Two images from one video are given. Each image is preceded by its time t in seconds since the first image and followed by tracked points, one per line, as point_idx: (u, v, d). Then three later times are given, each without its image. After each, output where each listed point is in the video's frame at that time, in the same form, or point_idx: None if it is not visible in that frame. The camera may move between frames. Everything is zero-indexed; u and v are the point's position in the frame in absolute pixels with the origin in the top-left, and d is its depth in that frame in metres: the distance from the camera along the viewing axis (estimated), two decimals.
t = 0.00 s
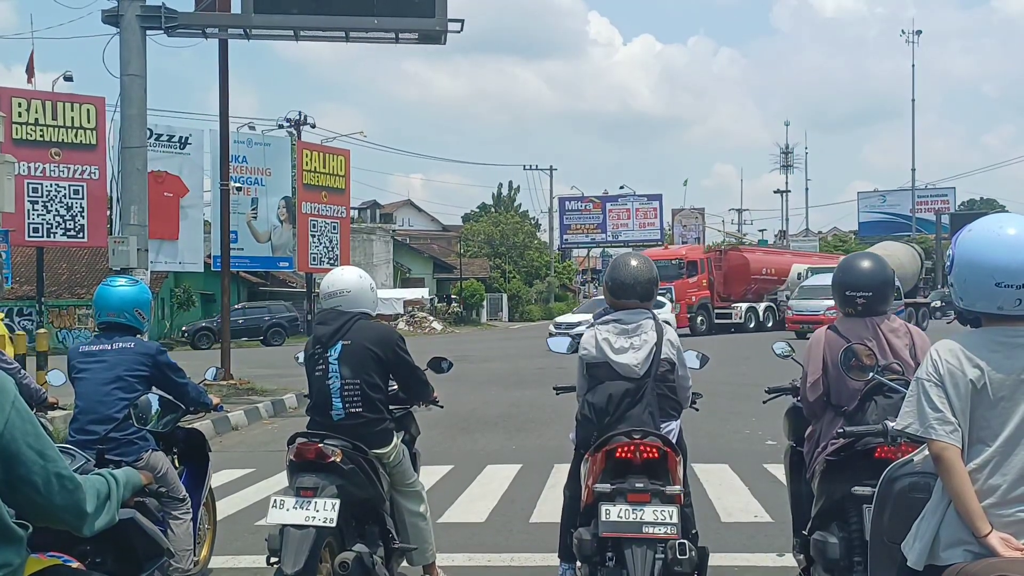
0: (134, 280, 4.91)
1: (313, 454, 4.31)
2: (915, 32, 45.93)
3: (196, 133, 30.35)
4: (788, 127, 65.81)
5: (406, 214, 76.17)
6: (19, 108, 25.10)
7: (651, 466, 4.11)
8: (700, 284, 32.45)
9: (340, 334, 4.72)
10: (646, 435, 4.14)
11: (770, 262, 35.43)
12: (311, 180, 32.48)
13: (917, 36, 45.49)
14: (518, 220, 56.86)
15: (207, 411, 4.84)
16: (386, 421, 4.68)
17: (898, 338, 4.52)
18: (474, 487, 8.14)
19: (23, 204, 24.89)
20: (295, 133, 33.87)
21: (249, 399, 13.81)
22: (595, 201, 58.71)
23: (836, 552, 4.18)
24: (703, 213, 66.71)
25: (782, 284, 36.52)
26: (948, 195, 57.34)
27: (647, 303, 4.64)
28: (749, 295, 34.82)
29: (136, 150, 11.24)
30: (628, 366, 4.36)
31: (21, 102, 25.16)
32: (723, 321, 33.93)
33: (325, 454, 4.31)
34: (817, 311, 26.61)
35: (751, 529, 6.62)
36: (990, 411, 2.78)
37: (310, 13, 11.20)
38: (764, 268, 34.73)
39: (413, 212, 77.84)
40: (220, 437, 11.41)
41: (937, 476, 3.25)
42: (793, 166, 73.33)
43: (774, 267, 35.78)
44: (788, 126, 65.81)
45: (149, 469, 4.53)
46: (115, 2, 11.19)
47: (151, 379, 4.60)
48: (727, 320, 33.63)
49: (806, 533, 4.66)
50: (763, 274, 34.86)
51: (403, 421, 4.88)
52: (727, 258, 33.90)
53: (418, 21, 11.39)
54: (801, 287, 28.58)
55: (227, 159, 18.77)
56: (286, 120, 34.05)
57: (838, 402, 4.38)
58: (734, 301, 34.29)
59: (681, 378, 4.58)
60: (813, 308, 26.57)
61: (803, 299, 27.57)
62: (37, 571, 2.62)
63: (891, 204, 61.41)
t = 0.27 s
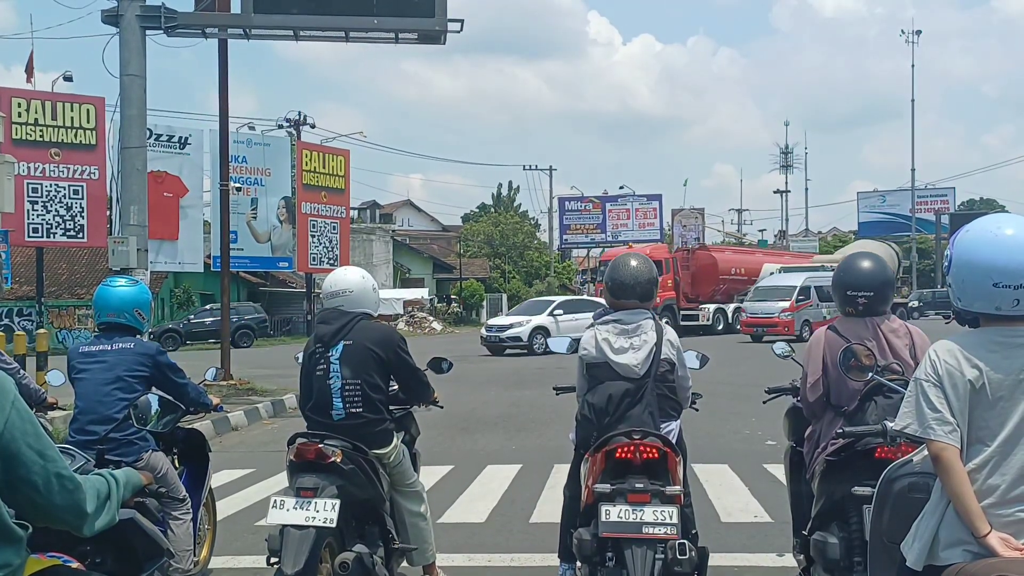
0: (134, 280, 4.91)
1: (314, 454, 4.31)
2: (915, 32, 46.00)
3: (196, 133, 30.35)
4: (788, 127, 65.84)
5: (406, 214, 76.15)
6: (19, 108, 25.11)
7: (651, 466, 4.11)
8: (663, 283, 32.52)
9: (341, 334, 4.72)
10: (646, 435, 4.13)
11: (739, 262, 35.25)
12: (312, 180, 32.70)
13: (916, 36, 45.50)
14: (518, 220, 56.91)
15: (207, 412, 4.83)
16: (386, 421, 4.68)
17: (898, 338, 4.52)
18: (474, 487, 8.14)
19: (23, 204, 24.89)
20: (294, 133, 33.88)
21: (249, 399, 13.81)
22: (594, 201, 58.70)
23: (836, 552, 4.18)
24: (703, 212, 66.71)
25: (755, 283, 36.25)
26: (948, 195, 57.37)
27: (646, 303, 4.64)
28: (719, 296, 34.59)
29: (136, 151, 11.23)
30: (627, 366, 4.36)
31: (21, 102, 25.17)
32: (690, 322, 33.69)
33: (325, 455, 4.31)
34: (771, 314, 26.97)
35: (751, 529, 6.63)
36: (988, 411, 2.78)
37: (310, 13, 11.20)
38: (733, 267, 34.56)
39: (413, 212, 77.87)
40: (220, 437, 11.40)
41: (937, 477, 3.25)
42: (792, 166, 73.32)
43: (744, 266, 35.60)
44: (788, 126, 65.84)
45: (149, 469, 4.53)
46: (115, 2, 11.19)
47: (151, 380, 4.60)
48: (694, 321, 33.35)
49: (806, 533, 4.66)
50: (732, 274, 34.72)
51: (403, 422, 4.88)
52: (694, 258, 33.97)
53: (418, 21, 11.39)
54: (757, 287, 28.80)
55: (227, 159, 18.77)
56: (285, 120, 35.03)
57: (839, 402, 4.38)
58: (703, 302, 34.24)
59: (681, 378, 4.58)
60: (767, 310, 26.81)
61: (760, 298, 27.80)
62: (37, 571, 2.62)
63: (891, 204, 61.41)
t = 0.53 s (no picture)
0: (134, 280, 4.91)
1: (313, 454, 4.31)
2: (915, 32, 46.05)
3: (196, 132, 30.36)
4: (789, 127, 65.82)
5: (405, 213, 76.12)
6: (18, 108, 25.11)
7: (651, 466, 4.11)
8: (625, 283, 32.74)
9: (342, 334, 4.72)
10: (646, 435, 4.13)
11: (705, 262, 35.20)
12: (311, 180, 32.77)
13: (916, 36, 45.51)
14: (518, 220, 56.96)
15: (207, 412, 4.83)
16: (385, 421, 4.68)
17: (899, 339, 4.52)
18: (474, 487, 8.14)
19: (23, 204, 24.90)
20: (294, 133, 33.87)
21: (249, 399, 13.81)
22: (594, 201, 58.68)
23: (835, 553, 4.18)
24: (703, 212, 66.71)
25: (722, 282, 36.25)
26: (948, 195, 57.38)
27: (647, 303, 4.64)
28: (685, 296, 34.59)
29: (136, 150, 11.23)
30: (627, 366, 4.36)
31: (21, 102, 25.16)
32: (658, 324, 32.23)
33: (324, 455, 4.31)
34: (720, 315, 26.65)
35: (750, 529, 6.63)
36: (987, 412, 2.78)
37: (310, 13, 11.19)
38: (698, 266, 34.55)
39: (413, 212, 77.88)
40: (220, 437, 11.41)
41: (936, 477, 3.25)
42: (792, 166, 73.31)
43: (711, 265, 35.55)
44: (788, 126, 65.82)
45: (149, 468, 4.53)
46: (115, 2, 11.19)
47: (151, 379, 4.60)
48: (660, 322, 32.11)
49: (806, 533, 4.66)
50: (698, 274, 34.65)
51: (403, 422, 4.88)
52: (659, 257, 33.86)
53: (418, 21, 11.39)
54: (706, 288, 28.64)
55: (227, 159, 18.78)
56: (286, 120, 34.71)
57: (839, 402, 4.38)
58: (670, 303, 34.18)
59: (681, 378, 4.58)
60: (716, 311, 26.54)
61: (710, 300, 27.63)
62: (37, 571, 2.62)
63: (891, 204, 61.41)
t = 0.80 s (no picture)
0: (134, 279, 4.90)
1: (313, 454, 4.30)
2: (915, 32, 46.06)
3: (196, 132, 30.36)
4: (789, 127, 65.82)
5: (405, 213, 76.06)
6: (19, 108, 25.11)
7: (651, 466, 4.11)
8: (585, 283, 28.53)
9: (343, 334, 4.71)
10: (646, 435, 4.13)
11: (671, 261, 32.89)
12: (311, 180, 32.65)
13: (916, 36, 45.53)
14: (518, 220, 56.95)
15: (207, 411, 4.83)
16: (385, 421, 4.68)
17: (898, 339, 4.52)
18: (474, 487, 8.15)
19: (23, 204, 24.89)
20: (294, 133, 33.88)
21: (249, 399, 13.81)
22: (594, 201, 58.63)
23: (835, 552, 4.18)
24: (703, 212, 66.68)
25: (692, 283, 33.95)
26: (948, 194, 57.39)
27: (647, 303, 4.63)
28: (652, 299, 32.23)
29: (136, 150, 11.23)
30: (628, 366, 4.35)
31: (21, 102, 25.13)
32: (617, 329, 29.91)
33: (324, 455, 4.30)
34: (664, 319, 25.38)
35: (750, 529, 6.62)
36: (987, 412, 2.78)
37: (309, 13, 11.19)
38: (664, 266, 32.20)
39: (413, 212, 77.84)
40: (220, 437, 11.41)
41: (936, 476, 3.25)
42: (792, 166, 73.27)
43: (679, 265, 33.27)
44: (788, 126, 65.81)
45: (149, 468, 4.53)
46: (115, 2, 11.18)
47: (151, 379, 4.60)
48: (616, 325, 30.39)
49: (806, 534, 4.66)
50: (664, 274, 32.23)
51: (403, 422, 4.88)
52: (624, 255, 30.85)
53: (418, 20, 11.39)
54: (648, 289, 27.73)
55: (227, 158, 18.77)
56: (285, 120, 33.90)
57: (838, 402, 4.38)
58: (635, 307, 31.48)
59: (681, 379, 4.58)
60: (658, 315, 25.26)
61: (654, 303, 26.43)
62: (37, 571, 2.62)
63: (891, 204, 61.41)
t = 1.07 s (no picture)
0: (134, 279, 4.90)
1: (313, 454, 4.30)
2: (915, 32, 46.05)
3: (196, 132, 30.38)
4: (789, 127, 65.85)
5: (406, 213, 76.05)
6: (19, 107, 25.10)
7: (651, 465, 4.11)
8: (540, 281, 27.74)
9: (343, 334, 4.71)
10: (646, 434, 4.13)
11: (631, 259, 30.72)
12: (311, 180, 32.86)
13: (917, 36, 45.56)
14: (519, 220, 56.97)
15: (207, 411, 4.82)
16: (385, 421, 4.67)
17: (898, 338, 4.52)
18: (473, 487, 8.15)
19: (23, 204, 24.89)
20: (294, 132, 33.91)
21: (249, 399, 13.81)
22: (595, 201, 58.62)
23: (835, 552, 4.18)
24: (704, 212, 66.66)
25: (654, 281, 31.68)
26: (948, 195, 57.38)
27: (647, 303, 4.64)
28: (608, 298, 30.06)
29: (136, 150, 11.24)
30: (628, 365, 4.35)
31: (22, 102, 25.13)
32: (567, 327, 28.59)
33: (324, 454, 4.30)
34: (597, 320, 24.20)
35: (751, 529, 6.62)
36: (987, 411, 2.78)
37: (310, 13, 11.20)
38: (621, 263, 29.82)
39: (414, 212, 77.84)
40: (220, 436, 11.40)
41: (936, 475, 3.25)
42: (793, 166, 73.25)
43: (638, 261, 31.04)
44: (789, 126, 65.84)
45: (149, 468, 4.53)
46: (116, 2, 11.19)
47: (151, 379, 4.59)
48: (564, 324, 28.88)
49: (805, 533, 4.66)
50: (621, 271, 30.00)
51: (403, 421, 4.88)
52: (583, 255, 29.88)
53: (418, 21, 11.40)
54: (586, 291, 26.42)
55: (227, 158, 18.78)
56: (285, 120, 34.49)
57: (838, 402, 4.38)
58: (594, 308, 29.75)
59: (682, 378, 4.57)
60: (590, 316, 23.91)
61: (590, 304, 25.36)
62: (37, 570, 2.62)
63: (892, 204, 61.39)
